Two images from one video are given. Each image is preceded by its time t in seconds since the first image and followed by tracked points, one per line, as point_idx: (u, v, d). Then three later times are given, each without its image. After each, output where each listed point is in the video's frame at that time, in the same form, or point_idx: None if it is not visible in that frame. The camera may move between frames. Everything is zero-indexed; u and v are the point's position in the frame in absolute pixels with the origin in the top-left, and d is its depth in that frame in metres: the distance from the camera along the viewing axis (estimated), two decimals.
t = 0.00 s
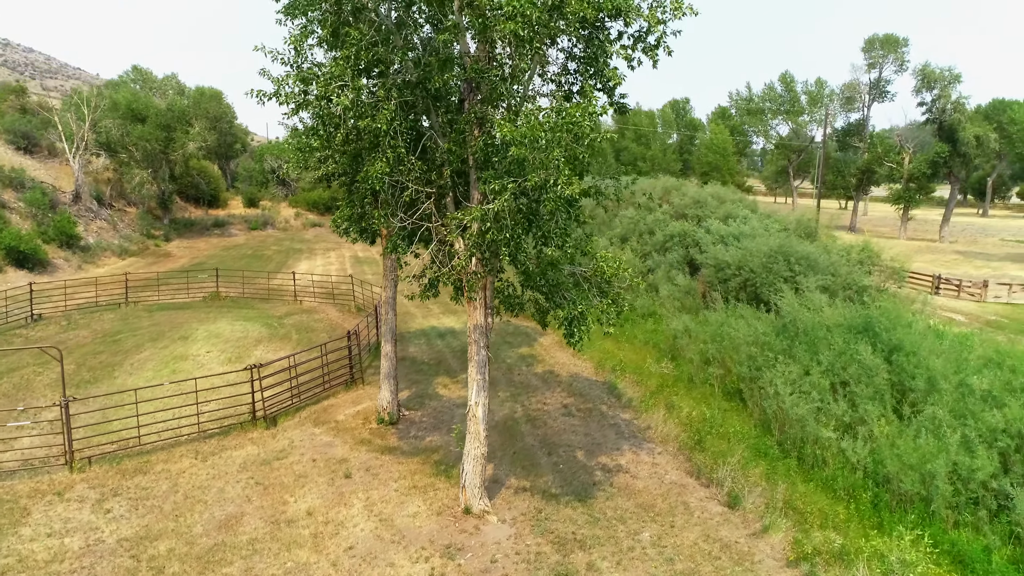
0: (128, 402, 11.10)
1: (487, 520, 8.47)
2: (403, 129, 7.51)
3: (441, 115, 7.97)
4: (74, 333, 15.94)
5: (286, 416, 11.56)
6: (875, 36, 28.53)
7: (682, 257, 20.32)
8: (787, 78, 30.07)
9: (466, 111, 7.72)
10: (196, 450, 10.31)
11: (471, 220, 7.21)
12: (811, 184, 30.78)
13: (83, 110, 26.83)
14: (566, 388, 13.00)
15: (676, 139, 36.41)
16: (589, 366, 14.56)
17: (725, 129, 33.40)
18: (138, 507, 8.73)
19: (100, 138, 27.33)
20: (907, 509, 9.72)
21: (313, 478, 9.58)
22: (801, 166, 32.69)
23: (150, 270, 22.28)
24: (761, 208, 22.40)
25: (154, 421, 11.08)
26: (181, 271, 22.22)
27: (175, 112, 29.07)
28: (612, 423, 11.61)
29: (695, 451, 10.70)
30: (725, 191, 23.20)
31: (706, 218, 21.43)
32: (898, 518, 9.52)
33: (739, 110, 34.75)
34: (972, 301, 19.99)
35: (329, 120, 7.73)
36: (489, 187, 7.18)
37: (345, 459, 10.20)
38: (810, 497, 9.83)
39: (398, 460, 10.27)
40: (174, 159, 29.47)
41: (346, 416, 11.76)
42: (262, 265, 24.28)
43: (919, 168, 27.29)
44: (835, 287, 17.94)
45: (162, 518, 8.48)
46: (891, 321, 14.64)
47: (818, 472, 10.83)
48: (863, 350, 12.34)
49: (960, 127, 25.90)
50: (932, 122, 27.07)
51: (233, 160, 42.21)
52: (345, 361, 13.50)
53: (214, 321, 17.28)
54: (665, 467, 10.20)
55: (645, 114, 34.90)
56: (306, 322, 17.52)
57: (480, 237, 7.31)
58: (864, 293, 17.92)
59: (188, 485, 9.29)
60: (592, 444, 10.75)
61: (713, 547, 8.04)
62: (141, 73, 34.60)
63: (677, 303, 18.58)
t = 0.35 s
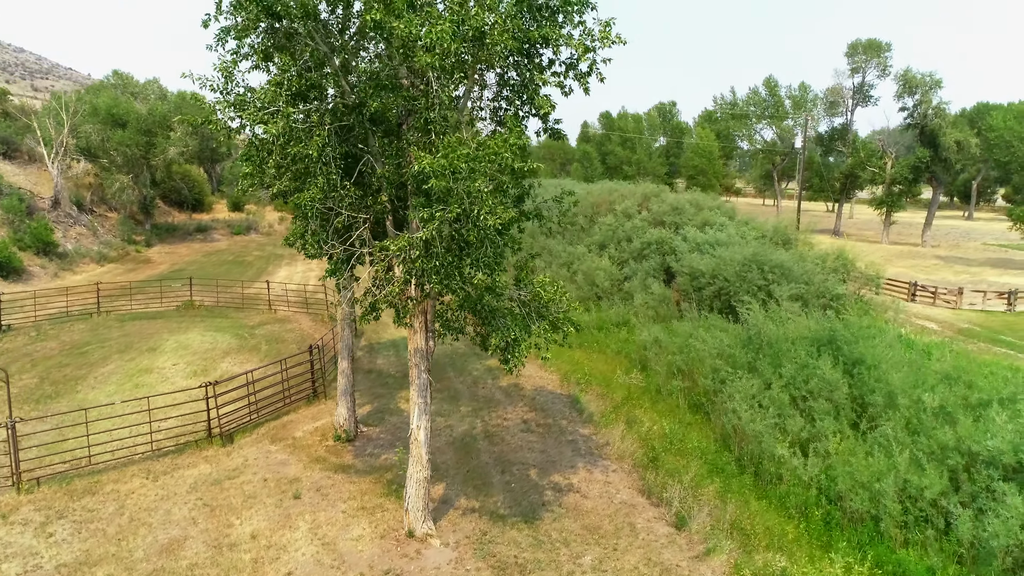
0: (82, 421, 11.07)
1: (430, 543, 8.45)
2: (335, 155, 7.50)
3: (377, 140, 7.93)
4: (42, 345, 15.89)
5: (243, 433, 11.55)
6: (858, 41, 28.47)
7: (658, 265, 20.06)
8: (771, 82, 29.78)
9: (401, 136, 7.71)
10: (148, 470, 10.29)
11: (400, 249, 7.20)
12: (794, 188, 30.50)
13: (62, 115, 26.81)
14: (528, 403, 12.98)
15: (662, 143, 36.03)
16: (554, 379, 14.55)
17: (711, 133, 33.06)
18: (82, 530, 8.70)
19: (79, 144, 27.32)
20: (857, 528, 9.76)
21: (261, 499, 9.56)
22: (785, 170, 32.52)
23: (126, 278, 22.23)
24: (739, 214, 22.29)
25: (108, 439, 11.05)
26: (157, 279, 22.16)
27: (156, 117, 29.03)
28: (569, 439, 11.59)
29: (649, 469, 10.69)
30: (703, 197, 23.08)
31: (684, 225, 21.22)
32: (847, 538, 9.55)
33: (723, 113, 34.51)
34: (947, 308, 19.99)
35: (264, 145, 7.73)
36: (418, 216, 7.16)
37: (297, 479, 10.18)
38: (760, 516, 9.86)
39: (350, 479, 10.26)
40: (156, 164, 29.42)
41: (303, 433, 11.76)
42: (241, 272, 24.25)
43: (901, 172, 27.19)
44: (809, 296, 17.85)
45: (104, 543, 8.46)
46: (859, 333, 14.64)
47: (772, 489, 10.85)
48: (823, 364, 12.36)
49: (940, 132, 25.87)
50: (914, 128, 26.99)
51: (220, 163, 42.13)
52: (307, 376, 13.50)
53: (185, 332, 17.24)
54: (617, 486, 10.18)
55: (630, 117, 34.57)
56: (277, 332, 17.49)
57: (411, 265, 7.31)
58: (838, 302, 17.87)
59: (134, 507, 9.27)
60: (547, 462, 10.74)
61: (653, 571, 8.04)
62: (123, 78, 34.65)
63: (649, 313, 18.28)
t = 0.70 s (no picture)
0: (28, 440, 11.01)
1: (365, 567, 8.42)
2: (259, 182, 7.45)
3: (306, 165, 7.86)
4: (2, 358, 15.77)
5: (193, 451, 11.50)
6: (837, 45, 28.31)
7: (630, 273, 19.85)
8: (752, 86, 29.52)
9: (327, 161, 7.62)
10: (92, 490, 10.23)
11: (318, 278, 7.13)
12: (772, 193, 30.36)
13: (35, 121, 26.76)
14: (484, 417, 12.94)
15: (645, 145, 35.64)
16: (515, 391, 14.51)
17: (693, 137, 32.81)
18: (16, 555, 8.64)
19: (53, 148, 27.23)
20: (801, 545, 9.78)
21: (203, 520, 9.52)
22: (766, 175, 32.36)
23: (97, 286, 22.10)
24: (713, 221, 22.15)
25: (56, 457, 10.99)
26: (129, 287, 22.04)
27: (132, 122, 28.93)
28: (522, 454, 11.56)
29: (598, 486, 10.68)
30: (678, 203, 22.90)
31: (657, 232, 21.00)
32: (790, 557, 9.57)
33: (705, 117, 34.27)
34: (917, 314, 19.99)
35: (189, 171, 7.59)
36: (337, 244, 7.05)
37: (241, 498, 10.14)
38: (705, 534, 9.86)
39: (295, 498, 10.22)
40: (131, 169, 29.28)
41: (255, 450, 11.72)
42: (215, 279, 24.13)
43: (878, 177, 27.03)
44: (778, 304, 17.81)
45: (37, 568, 8.41)
46: (820, 345, 14.64)
47: (721, 504, 10.84)
48: (779, 377, 12.38)
49: (917, 137, 25.79)
50: (892, 133, 26.93)
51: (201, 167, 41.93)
52: (263, 390, 13.46)
53: (150, 342, 17.15)
54: (563, 504, 10.16)
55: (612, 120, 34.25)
56: (243, 343, 17.41)
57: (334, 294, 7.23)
58: (806, 310, 17.85)
59: (73, 530, 9.21)
60: (495, 479, 10.72)
61: None
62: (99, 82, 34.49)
63: (619, 322, 18.07)
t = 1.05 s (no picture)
0: None
1: None
2: (173, 209, 7.46)
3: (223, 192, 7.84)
4: None
5: (133, 471, 11.45)
6: (806, 51, 28.47)
7: (594, 280, 19.73)
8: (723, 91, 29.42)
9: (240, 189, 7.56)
10: (24, 513, 10.14)
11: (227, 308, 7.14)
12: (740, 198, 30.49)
13: None
14: (432, 431, 12.94)
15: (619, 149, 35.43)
16: (468, 403, 14.48)
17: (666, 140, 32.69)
18: None
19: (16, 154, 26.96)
20: (735, 562, 9.84)
21: (133, 544, 9.45)
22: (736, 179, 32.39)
23: (57, 296, 21.87)
24: (679, 227, 22.12)
25: None
26: (89, 296, 21.81)
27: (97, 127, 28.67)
28: (465, 471, 11.56)
29: (538, 503, 10.68)
30: (645, 210, 22.86)
31: (622, 239, 20.90)
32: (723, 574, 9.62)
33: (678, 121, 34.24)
34: (878, 320, 20.03)
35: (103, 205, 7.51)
36: (247, 275, 7.03)
37: (176, 521, 10.08)
38: (640, 551, 9.87)
39: (231, 520, 10.17)
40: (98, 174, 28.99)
41: (196, 469, 11.69)
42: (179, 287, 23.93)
43: (846, 182, 27.20)
44: (738, 312, 17.87)
45: None
46: (771, 355, 14.73)
47: (661, 518, 10.86)
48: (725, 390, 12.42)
49: (884, 142, 26.03)
50: (859, 138, 27.09)
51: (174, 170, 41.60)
52: (210, 407, 13.45)
53: (104, 354, 16.97)
54: (500, 523, 10.18)
55: (586, 124, 34.04)
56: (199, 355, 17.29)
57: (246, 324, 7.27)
58: (765, 319, 17.95)
59: None
60: (434, 499, 10.73)
61: None
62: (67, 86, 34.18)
63: (579, 332, 17.98)
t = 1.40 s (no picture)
0: None
1: None
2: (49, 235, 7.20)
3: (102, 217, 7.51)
4: None
5: (37, 498, 11.05)
6: (747, 56, 29.12)
7: (533, 288, 19.87)
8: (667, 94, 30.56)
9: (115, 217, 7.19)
10: None
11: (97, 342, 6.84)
12: (680, 202, 31.07)
13: None
14: (355, 449, 12.82)
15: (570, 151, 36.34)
16: (397, 416, 14.40)
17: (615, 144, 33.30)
18: None
19: None
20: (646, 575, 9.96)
21: None
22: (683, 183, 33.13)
23: None
24: (619, 233, 22.36)
25: None
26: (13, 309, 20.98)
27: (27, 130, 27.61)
28: (384, 490, 11.48)
29: (454, 521, 10.65)
30: (587, 215, 23.05)
31: (562, 246, 21.03)
32: None
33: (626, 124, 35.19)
34: (810, 323, 20.52)
35: None
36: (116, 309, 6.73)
37: (76, 551, 9.74)
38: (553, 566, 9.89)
39: (135, 548, 9.88)
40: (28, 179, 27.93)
41: (106, 494, 11.35)
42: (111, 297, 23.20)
43: (786, 185, 27.92)
44: (672, 318, 18.18)
45: None
46: (696, 364, 15.02)
47: (577, 532, 10.90)
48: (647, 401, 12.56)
49: (821, 147, 26.74)
50: (797, 142, 27.77)
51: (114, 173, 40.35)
52: (126, 428, 13.08)
53: (22, 371, 16.34)
54: (413, 544, 10.13)
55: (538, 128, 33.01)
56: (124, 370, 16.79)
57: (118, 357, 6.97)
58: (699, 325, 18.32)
59: None
60: (349, 520, 10.62)
61: None
62: None
63: (516, 340, 18.03)
